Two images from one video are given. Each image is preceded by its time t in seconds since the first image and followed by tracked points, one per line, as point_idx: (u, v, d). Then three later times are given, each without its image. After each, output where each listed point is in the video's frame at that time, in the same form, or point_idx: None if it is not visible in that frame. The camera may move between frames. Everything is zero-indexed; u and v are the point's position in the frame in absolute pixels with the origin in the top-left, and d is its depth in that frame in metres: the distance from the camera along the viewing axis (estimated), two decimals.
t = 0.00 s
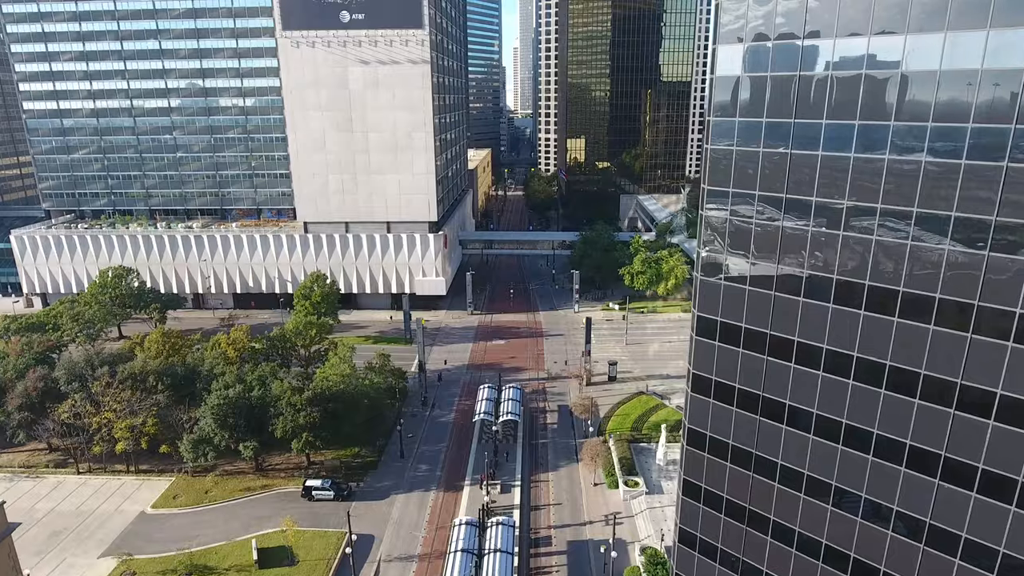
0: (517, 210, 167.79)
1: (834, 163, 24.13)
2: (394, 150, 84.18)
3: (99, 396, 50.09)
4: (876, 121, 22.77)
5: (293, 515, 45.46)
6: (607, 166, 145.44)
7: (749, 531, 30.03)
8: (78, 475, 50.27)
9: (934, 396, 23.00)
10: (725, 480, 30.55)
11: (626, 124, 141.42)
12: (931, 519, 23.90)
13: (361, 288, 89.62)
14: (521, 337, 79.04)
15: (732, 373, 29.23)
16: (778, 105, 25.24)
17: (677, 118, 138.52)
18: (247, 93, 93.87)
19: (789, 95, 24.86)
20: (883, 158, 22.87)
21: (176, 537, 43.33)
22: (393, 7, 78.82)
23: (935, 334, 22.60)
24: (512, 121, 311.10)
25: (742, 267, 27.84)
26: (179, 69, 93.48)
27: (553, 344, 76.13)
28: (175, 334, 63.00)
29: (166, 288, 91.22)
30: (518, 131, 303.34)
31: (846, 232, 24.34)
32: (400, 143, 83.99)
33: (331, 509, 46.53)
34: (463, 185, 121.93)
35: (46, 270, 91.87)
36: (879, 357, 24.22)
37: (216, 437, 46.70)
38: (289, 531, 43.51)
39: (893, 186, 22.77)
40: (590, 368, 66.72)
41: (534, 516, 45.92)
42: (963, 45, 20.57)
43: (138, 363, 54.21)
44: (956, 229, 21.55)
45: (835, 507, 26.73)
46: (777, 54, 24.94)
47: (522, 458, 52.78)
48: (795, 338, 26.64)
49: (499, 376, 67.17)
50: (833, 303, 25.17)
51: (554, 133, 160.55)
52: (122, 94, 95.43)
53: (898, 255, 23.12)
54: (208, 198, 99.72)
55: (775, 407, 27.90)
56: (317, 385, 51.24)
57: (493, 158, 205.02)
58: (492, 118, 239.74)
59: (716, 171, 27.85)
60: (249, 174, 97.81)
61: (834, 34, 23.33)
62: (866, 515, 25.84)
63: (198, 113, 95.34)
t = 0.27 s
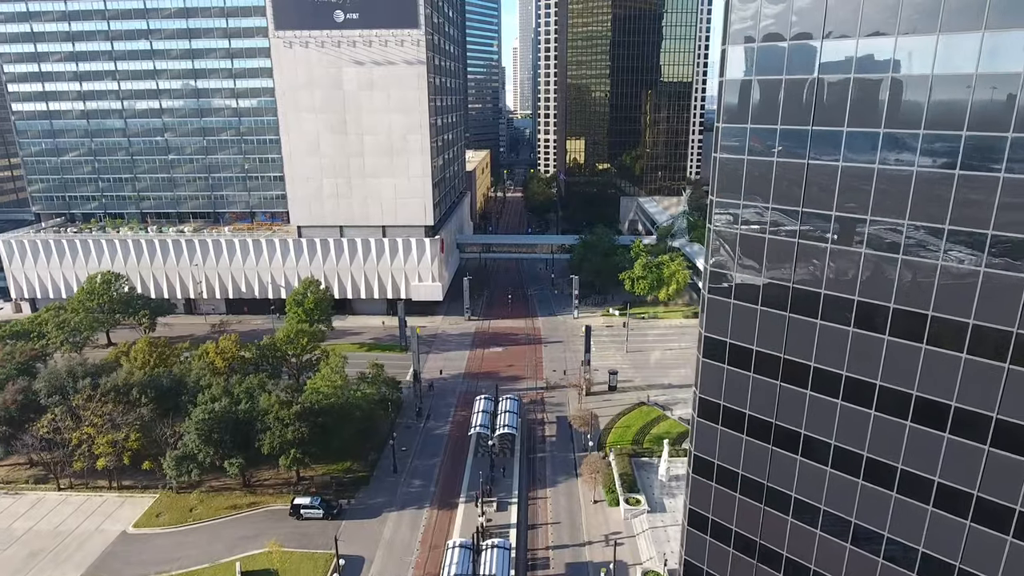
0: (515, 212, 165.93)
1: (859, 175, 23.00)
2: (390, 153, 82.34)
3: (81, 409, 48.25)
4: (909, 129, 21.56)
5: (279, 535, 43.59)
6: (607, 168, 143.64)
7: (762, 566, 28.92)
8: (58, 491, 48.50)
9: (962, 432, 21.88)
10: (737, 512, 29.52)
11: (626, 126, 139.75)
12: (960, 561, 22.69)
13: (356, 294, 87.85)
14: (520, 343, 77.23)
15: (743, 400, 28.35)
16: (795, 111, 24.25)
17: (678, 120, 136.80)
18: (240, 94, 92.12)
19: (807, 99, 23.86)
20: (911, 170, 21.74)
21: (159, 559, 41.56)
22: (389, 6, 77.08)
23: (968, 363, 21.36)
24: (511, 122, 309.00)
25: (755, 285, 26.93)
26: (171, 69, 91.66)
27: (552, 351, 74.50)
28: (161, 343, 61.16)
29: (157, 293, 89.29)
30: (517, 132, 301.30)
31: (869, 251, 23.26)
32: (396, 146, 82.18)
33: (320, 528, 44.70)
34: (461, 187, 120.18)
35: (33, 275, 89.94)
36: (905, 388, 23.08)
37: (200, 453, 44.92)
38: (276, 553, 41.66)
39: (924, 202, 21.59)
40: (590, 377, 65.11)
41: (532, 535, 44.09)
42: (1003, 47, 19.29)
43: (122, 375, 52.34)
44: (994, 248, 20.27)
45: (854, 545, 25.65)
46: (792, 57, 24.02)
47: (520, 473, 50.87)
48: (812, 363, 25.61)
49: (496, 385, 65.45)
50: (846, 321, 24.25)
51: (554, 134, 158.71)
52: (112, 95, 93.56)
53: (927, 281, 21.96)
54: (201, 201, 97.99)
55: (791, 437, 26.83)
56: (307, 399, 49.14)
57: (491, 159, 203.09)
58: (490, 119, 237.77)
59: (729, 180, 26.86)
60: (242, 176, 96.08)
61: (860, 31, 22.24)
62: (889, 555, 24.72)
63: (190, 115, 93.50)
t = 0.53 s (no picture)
0: (515, 214, 164.18)
1: (889, 190, 21.62)
2: (385, 155, 80.58)
3: (62, 423, 46.47)
4: (944, 139, 20.11)
5: (265, 557, 41.78)
6: (608, 169, 141.83)
7: None
8: (38, 508, 46.77)
9: (1002, 472, 20.49)
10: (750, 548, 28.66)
11: (627, 126, 137.99)
12: None
13: (351, 299, 86.05)
14: (519, 350, 75.48)
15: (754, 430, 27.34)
16: (814, 116, 22.94)
17: (680, 120, 134.92)
18: (234, 95, 90.34)
19: (827, 104, 22.53)
20: (947, 183, 20.28)
21: None
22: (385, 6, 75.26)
23: (1009, 397, 19.93)
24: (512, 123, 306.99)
25: (769, 303, 25.74)
26: (163, 70, 89.89)
27: (552, 358, 72.83)
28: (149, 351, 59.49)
29: (148, 298, 87.56)
30: (517, 133, 299.25)
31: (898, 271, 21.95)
32: (391, 148, 80.37)
33: (309, 548, 42.91)
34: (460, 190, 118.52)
35: (22, 280, 88.24)
36: (938, 422, 21.72)
37: (183, 470, 43.17)
38: None
39: (957, 220, 20.23)
40: (589, 387, 63.24)
41: (529, 556, 42.30)
42: None
43: (107, 386, 50.53)
44: None
45: None
46: (811, 59, 22.69)
47: (517, 489, 49.12)
48: (831, 393, 24.44)
49: (493, 394, 63.73)
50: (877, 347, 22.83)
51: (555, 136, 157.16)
52: (103, 96, 91.77)
53: (962, 304, 20.53)
54: (194, 205, 96.39)
55: (808, 470, 25.75)
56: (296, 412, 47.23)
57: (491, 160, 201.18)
58: (490, 120, 235.84)
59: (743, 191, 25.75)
60: (236, 179, 94.38)
61: (888, 31, 20.82)
62: None
63: (182, 116, 91.73)
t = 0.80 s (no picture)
0: (514, 216, 162.44)
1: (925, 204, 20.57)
2: (380, 158, 78.90)
3: (41, 438, 44.73)
4: (983, 150, 18.98)
5: None
6: (608, 171, 140.16)
7: None
8: (17, 526, 45.08)
9: None
10: None
11: (627, 127, 136.27)
12: None
13: (347, 304, 84.30)
14: (518, 357, 73.82)
15: (767, 461, 26.85)
16: (837, 122, 21.98)
17: (680, 121, 133.24)
18: (227, 96, 88.66)
19: (853, 108, 21.54)
20: (988, 199, 19.16)
21: None
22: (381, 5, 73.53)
23: None
24: (511, 124, 305.30)
25: (787, 326, 25.02)
26: (155, 70, 88.22)
27: (552, 365, 71.28)
28: (137, 361, 57.82)
29: (138, 303, 85.81)
30: (515, 133, 297.27)
31: (931, 292, 20.95)
32: (387, 151, 78.69)
33: (298, 569, 41.12)
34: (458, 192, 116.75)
35: (10, 284, 86.53)
36: (974, 461, 20.83)
37: (167, 488, 41.44)
38: None
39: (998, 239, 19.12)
40: (589, 396, 61.42)
41: None
42: None
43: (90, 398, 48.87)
44: None
45: None
46: (835, 61, 21.72)
47: (516, 504, 47.49)
48: (854, 425, 23.77)
49: (490, 404, 62.07)
50: (904, 372, 22.03)
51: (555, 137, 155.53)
52: (94, 97, 90.09)
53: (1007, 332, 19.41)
54: (187, 207, 94.76)
55: (830, 507, 25.14)
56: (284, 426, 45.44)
57: (489, 161, 199.33)
58: (488, 120, 233.89)
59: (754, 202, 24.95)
60: (229, 181, 92.74)
61: (922, 30, 19.75)
62: None
63: (175, 117, 90.04)
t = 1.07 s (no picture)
0: (512, 217, 160.74)
1: (966, 216, 19.27)
2: (375, 159, 77.20)
3: (19, 453, 42.97)
4: None
5: None
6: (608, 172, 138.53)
7: None
8: None
9: None
10: None
11: (628, 128, 134.64)
12: None
13: (342, 308, 82.65)
14: (516, 364, 72.24)
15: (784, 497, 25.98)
16: (865, 125, 20.93)
17: (682, 122, 131.63)
18: (220, 96, 86.96)
19: (883, 110, 20.47)
20: None
21: None
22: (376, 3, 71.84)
23: None
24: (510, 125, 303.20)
25: (807, 351, 24.07)
26: (147, 70, 86.53)
27: (551, 372, 69.72)
28: (123, 369, 56.11)
29: (128, 307, 84.08)
30: (514, 134, 295.22)
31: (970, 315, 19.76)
32: (382, 152, 76.98)
33: None
34: (456, 194, 115.18)
35: None
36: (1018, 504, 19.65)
37: (147, 506, 39.73)
38: None
39: None
40: (589, 405, 59.81)
41: None
42: None
43: (71, 410, 47.11)
44: None
45: None
46: (862, 62, 20.71)
47: (514, 520, 45.85)
48: (882, 459, 22.75)
49: (488, 412, 60.53)
50: (939, 403, 20.89)
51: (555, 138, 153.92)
52: (85, 97, 88.36)
53: None
54: (179, 210, 93.08)
55: (853, 546, 24.19)
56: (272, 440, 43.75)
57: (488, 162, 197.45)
58: (487, 121, 231.98)
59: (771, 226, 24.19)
60: (222, 183, 91.02)
61: (963, 24, 18.52)
62: None
63: (167, 118, 88.33)
